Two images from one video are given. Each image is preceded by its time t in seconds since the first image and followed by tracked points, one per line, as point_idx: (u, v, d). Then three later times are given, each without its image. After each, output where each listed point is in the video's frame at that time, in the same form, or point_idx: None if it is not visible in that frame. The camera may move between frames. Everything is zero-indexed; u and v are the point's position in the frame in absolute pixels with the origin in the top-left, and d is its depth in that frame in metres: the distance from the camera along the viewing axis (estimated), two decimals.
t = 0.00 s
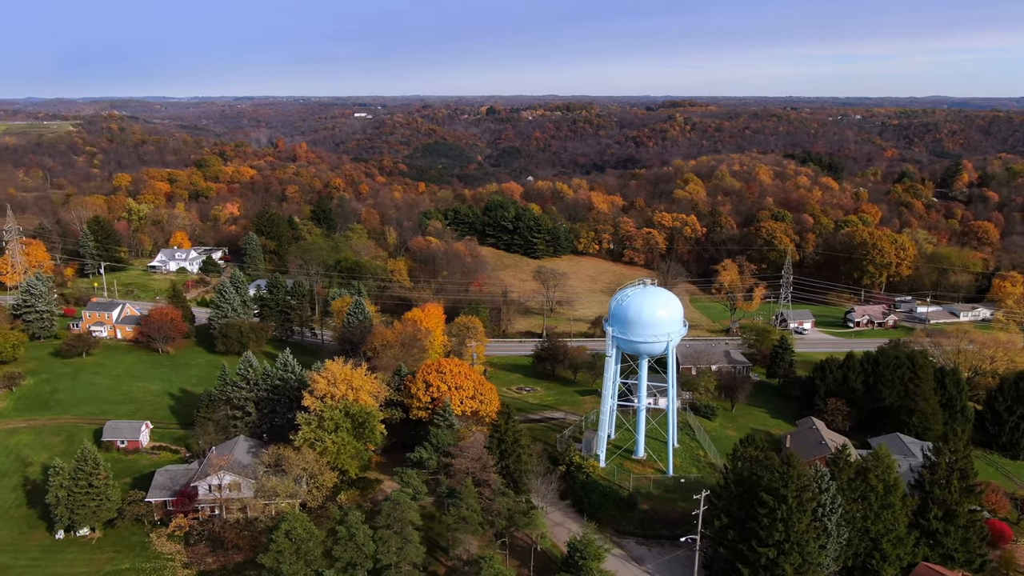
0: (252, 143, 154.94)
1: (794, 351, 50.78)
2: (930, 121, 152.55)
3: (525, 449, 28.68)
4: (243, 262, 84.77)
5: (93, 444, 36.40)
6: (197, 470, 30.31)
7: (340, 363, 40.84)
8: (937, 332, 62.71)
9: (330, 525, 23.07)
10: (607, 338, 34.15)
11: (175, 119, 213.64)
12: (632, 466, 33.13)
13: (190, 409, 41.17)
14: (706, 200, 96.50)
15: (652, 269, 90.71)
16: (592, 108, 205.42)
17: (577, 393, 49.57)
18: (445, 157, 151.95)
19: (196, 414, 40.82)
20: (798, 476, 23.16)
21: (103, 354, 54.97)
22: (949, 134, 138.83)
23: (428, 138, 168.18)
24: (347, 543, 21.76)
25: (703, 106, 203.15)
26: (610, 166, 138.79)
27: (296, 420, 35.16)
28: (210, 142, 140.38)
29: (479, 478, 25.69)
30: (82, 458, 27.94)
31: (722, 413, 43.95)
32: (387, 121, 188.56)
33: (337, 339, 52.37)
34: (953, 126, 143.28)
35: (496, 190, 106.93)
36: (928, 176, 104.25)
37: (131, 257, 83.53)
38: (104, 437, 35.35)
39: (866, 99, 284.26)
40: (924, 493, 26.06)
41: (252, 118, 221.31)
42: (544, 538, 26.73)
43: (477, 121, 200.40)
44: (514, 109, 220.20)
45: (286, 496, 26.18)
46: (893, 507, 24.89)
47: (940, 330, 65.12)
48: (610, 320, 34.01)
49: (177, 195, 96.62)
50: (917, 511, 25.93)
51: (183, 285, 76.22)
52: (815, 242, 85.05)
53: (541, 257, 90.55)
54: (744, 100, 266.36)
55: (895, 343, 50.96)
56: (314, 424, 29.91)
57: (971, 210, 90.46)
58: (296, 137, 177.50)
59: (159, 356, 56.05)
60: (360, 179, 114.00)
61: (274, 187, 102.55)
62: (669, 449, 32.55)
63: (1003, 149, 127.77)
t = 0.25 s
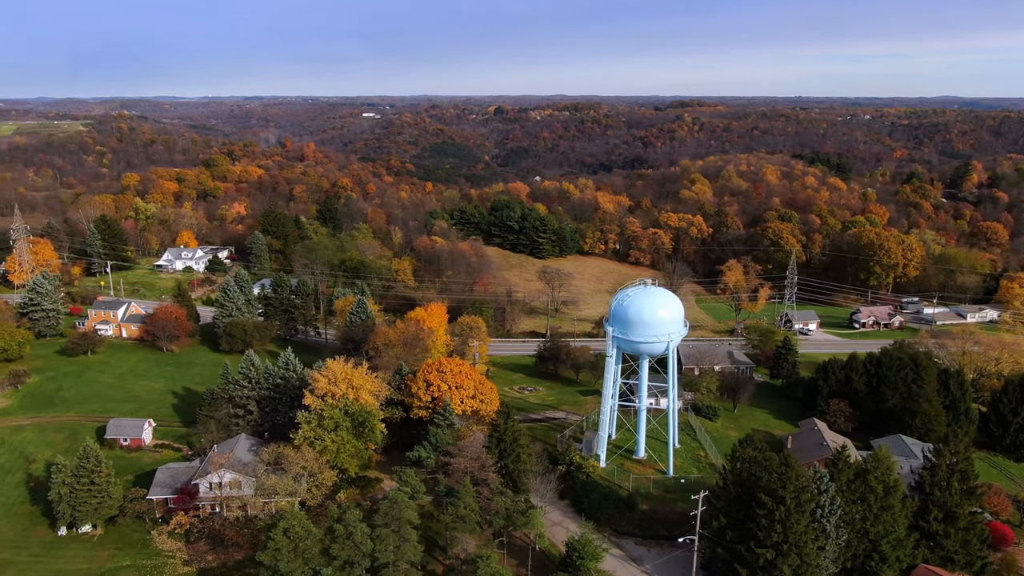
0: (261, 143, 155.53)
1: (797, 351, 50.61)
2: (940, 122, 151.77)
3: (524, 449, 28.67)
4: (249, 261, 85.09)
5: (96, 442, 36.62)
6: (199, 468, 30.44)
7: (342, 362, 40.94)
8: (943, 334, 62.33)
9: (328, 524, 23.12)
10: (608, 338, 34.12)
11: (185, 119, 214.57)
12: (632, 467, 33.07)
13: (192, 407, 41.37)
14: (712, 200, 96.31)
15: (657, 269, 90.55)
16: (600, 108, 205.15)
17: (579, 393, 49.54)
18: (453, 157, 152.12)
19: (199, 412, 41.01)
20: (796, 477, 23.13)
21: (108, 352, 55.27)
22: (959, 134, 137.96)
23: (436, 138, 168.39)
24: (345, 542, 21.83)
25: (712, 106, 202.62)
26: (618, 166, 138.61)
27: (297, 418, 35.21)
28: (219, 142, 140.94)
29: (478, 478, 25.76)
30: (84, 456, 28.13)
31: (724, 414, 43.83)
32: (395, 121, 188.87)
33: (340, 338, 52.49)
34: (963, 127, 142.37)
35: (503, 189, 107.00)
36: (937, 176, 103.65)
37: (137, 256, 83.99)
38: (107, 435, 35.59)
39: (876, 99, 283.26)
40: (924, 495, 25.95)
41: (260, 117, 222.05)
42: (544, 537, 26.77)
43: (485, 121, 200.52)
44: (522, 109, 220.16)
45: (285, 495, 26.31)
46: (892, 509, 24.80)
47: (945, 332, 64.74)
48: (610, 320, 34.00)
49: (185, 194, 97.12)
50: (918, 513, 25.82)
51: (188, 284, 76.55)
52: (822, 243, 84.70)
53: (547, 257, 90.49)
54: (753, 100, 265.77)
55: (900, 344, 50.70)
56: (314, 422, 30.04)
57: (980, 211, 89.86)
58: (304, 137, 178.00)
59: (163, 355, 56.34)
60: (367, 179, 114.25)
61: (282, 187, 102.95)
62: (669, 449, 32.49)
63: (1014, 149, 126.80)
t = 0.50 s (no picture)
0: (270, 143, 156.06)
1: (800, 352, 50.46)
2: (950, 122, 150.91)
3: (524, 449, 28.66)
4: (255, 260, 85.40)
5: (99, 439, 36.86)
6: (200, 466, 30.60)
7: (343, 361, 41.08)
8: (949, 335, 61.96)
9: (326, 522, 23.19)
10: (608, 338, 34.12)
11: (195, 119, 215.48)
12: (632, 467, 33.03)
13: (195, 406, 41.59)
14: (719, 201, 96.10)
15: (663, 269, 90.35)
16: (608, 108, 204.95)
17: (581, 394, 49.54)
18: (461, 156, 152.31)
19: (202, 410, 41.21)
20: (794, 478, 23.07)
21: (113, 351, 55.58)
22: (970, 134, 137.12)
23: (444, 138, 168.59)
24: (343, 540, 21.93)
25: (720, 106, 202.12)
26: (626, 166, 138.44)
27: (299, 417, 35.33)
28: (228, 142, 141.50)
29: (476, 477, 25.85)
30: (86, 453, 28.31)
31: (726, 415, 43.73)
32: (403, 121, 189.21)
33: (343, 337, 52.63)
34: (974, 127, 141.50)
35: (509, 190, 107.06)
36: (947, 177, 103.04)
37: (144, 255, 84.43)
38: (110, 432, 35.80)
39: (886, 99, 282.72)
40: (924, 496, 25.84)
41: (270, 117, 222.83)
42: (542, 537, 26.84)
43: (493, 121, 200.67)
44: (530, 109, 220.16)
45: (284, 492, 26.44)
46: (892, 510, 24.70)
47: (951, 333, 64.31)
48: (611, 320, 33.99)
49: (193, 193, 97.59)
50: (918, 514, 25.72)
51: (194, 283, 76.87)
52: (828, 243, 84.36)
53: (553, 257, 90.47)
54: (762, 100, 265.37)
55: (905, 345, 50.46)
56: (314, 421, 30.18)
57: (989, 212, 89.26)
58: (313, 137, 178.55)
59: (168, 353, 56.60)
60: (375, 179, 114.51)
61: (289, 186, 103.33)
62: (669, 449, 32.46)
63: None
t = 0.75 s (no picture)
0: (278, 143, 156.56)
1: (804, 353, 50.28)
2: (961, 122, 150.08)
3: (523, 448, 28.66)
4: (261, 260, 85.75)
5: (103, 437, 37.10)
6: (201, 464, 30.74)
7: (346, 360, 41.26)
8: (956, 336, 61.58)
9: (323, 521, 23.22)
10: (608, 338, 34.14)
11: (204, 119, 216.38)
12: (633, 467, 33.00)
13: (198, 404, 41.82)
14: (725, 201, 95.91)
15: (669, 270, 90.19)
16: (616, 108, 204.66)
17: (583, 393, 49.54)
18: (468, 156, 152.47)
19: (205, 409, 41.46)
20: (792, 479, 23.06)
21: (118, 349, 55.90)
22: (980, 134, 136.25)
23: (451, 138, 168.78)
24: (341, 538, 22.02)
25: (729, 106, 201.61)
26: (634, 167, 138.28)
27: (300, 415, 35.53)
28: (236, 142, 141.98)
29: (474, 476, 26.00)
30: (88, 451, 28.54)
31: (728, 415, 43.66)
32: (411, 121, 189.49)
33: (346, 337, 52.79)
34: (984, 127, 140.62)
35: (516, 189, 107.15)
36: (956, 177, 102.44)
37: (151, 254, 84.87)
38: (113, 430, 36.04)
39: (895, 99, 282.59)
40: (924, 497, 25.75)
41: (279, 117, 223.55)
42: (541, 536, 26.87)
43: (501, 121, 200.81)
44: (538, 109, 220.06)
45: (282, 490, 26.54)
46: (891, 512, 24.62)
47: (957, 334, 63.94)
48: (611, 320, 34.00)
49: (201, 193, 98.10)
50: (918, 516, 25.62)
51: (200, 282, 77.26)
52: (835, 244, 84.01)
53: (559, 257, 90.44)
54: (771, 100, 264.93)
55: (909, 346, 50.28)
56: (313, 420, 30.31)
57: (998, 213, 88.67)
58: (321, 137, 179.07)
59: (172, 352, 56.86)
60: (382, 179, 114.77)
61: (297, 186, 103.74)
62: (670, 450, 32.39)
63: None
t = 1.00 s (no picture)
0: (287, 143, 157.08)
1: (808, 354, 50.07)
2: (972, 121, 149.15)
3: (522, 448, 28.69)
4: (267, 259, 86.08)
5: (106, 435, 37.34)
6: (203, 462, 30.91)
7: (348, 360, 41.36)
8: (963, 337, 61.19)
9: (321, 520, 23.28)
10: (609, 338, 34.14)
11: (214, 119, 217.21)
12: (633, 467, 32.97)
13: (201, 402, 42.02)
14: (732, 201, 95.63)
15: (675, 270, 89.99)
16: (625, 108, 204.27)
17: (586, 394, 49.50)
18: (476, 156, 152.59)
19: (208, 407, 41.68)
20: (791, 480, 23.02)
21: (123, 347, 56.21)
22: (991, 135, 135.31)
23: (459, 138, 168.97)
24: (339, 537, 22.10)
25: (738, 107, 201.02)
26: (642, 167, 138.05)
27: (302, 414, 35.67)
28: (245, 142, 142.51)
29: (472, 475, 26.10)
30: (90, 449, 28.72)
31: (730, 416, 43.58)
32: (419, 121, 189.73)
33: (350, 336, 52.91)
34: (996, 127, 139.69)
35: (523, 189, 107.17)
36: (965, 177, 101.77)
37: (158, 254, 85.31)
38: (116, 428, 36.27)
39: (905, 99, 281.82)
40: (924, 499, 25.64)
41: (288, 117, 224.23)
42: (540, 536, 26.90)
43: (509, 121, 200.86)
44: (546, 109, 219.97)
45: (281, 489, 26.67)
46: (891, 514, 24.52)
47: (964, 336, 63.53)
48: (612, 321, 34.00)
49: (209, 193, 98.55)
50: (918, 518, 25.51)
51: (206, 281, 77.61)
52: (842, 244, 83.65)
53: (564, 257, 90.41)
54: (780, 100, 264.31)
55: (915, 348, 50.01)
56: (314, 418, 30.40)
57: (1008, 214, 88.05)
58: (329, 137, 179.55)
59: (177, 350, 57.14)
60: (390, 179, 114.98)
61: (304, 186, 104.06)
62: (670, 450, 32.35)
63: None
